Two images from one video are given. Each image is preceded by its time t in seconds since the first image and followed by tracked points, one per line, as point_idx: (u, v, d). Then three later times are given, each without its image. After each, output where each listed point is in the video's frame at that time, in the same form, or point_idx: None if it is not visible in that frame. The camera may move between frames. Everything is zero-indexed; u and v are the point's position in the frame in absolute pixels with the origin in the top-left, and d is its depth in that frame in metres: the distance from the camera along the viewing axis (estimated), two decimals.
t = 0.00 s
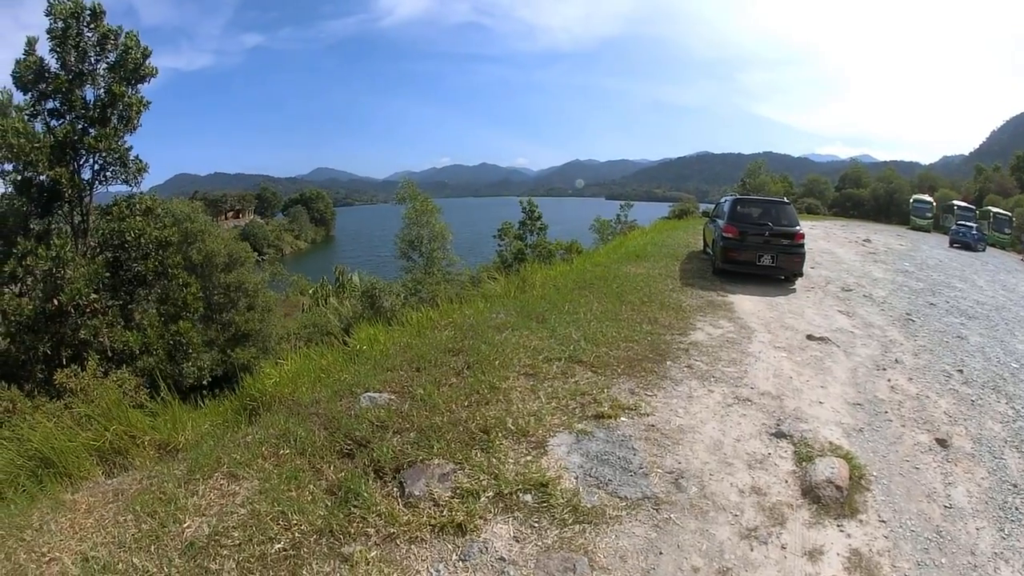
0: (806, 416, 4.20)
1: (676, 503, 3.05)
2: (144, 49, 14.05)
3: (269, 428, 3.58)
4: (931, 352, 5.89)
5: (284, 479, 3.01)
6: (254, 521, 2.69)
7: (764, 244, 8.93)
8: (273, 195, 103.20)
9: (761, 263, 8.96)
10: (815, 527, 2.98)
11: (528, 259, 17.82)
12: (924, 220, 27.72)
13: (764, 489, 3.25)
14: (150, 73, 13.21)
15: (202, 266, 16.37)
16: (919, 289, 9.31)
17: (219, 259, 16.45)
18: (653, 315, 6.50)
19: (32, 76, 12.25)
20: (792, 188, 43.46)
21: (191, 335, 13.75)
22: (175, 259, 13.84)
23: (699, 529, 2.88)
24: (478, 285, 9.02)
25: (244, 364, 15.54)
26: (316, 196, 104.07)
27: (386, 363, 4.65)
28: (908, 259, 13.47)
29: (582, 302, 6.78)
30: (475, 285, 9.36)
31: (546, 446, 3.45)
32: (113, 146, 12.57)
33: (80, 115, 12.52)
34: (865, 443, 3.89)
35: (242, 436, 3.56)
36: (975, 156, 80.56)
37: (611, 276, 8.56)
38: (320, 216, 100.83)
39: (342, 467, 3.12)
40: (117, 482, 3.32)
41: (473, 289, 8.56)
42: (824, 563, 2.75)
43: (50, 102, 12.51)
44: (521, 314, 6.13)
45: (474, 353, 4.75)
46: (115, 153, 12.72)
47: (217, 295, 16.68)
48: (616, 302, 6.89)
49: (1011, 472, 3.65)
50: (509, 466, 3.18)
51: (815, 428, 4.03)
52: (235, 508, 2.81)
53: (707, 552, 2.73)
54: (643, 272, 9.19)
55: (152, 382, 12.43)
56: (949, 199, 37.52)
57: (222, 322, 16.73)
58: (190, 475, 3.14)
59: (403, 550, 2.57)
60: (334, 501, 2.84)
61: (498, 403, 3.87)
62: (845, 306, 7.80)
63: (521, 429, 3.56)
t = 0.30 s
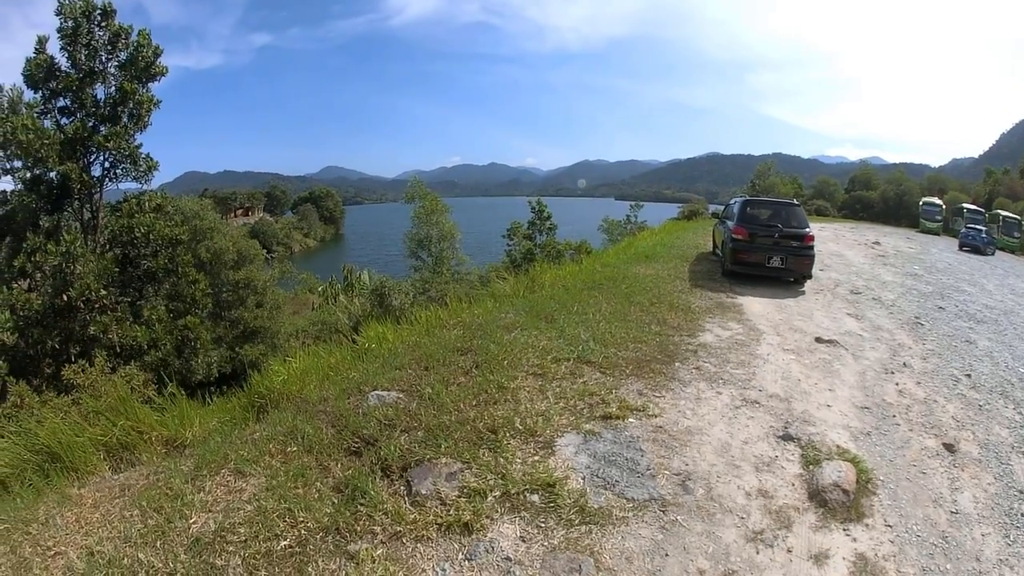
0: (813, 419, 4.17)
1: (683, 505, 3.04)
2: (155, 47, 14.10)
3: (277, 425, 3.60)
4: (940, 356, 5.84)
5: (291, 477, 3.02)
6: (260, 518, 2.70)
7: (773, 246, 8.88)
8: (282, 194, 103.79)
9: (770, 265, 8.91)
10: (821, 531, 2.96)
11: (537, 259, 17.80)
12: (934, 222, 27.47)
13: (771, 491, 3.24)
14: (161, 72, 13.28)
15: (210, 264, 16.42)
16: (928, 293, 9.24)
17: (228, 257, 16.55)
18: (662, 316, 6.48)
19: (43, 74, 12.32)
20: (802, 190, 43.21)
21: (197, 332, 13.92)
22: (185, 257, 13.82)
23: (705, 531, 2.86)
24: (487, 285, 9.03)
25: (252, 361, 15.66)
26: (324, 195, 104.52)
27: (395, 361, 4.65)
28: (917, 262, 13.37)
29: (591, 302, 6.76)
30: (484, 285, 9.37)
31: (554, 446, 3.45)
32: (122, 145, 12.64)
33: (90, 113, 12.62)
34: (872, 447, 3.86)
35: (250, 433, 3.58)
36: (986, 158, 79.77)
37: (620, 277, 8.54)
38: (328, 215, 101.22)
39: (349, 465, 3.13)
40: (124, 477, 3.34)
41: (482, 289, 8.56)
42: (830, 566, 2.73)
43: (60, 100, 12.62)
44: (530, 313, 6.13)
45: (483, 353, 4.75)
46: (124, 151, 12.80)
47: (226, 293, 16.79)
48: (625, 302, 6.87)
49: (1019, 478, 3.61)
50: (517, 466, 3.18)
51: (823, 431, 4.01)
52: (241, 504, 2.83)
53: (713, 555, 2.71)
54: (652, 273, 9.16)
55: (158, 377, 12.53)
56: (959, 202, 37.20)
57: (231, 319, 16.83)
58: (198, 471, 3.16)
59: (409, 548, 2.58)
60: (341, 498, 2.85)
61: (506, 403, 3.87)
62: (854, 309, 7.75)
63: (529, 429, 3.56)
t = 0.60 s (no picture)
0: (822, 423, 4.14)
1: (690, 507, 3.03)
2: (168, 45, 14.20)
3: (286, 421, 3.61)
4: (949, 362, 5.77)
5: (299, 472, 3.03)
6: (268, 513, 2.72)
7: (784, 248, 8.82)
8: (294, 191, 104.41)
9: (781, 267, 8.85)
10: (827, 536, 2.93)
11: (547, 259, 17.82)
12: (945, 227, 27.18)
13: (778, 495, 3.22)
14: (172, 69, 13.37)
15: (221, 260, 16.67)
16: (939, 298, 9.15)
17: (239, 253, 16.68)
18: (673, 317, 6.45)
19: (55, 71, 12.43)
20: (814, 193, 42.87)
21: (208, 328, 13.99)
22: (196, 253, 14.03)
23: (712, 534, 2.85)
24: (498, 284, 9.03)
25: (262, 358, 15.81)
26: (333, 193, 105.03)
27: (405, 359, 4.67)
28: (928, 267, 13.24)
29: (602, 302, 6.75)
30: (494, 284, 9.38)
31: (562, 446, 3.44)
32: (135, 139, 12.71)
33: (102, 110, 12.76)
34: (881, 453, 3.83)
35: (259, 428, 3.60)
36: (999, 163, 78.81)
37: (631, 277, 8.51)
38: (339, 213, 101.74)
39: (358, 462, 3.14)
40: (133, 471, 3.37)
41: (492, 288, 8.58)
42: (836, 573, 2.70)
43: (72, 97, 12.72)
44: (540, 313, 6.13)
45: (493, 351, 4.76)
46: (137, 147, 12.90)
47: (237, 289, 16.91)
48: (635, 303, 6.85)
49: None
50: (525, 465, 3.18)
51: (832, 436, 3.98)
52: (249, 499, 2.84)
53: (719, 558, 2.70)
54: (662, 274, 9.11)
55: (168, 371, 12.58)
56: (972, 206, 36.79)
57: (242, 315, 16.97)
58: (206, 465, 3.18)
59: (415, 546, 2.58)
60: (349, 495, 2.86)
61: (516, 402, 3.87)
62: (865, 313, 7.68)
63: (538, 428, 3.56)
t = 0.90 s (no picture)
0: (832, 424, 4.11)
1: (699, 509, 3.01)
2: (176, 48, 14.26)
3: (296, 421, 3.63)
4: (960, 362, 5.72)
5: (308, 472, 3.05)
6: (276, 513, 2.73)
7: (794, 248, 8.77)
8: (303, 192, 104.98)
9: (791, 267, 8.80)
10: (836, 538, 2.91)
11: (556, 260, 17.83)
12: (955, 226, 26.92)
13: (788, 497, 3.20)
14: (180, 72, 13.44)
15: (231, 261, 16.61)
16: (950, 297, 9.06)
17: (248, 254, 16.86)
18: (683, 318, 6.43)
19: (64, 74, 12.52)
20: (824, 192, 42.59)
21: (220, 329, 13.77)
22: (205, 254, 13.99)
23: (721, 536, 2.83)
24: (508, 285, 9.04)
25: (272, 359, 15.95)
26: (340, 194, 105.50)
27: (415, 360, 4.68)
28: (938, 266, 13.12)
29: (612, 303, 6.73)
30: (504, 285, 9.38)
31: (571, 447, 3.43)
32: (144, 142, 12.81)
33: (112, 113, 12.86)
34: (891, 454, 3.79)
35: (269, 429, 3.61)
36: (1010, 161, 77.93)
37: (641, 278, 8.49)
38: (347, 214, 102.15)
39: (367, 463, 3.15)
40: (142, 470, 3.40)
41: (502, 289, 8.59)
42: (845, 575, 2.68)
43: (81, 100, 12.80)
44: (550, 314, 6.12)
45: (503, 352, 4.76)
46: (146, 149, 12.99)
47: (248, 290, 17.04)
48: (645, 304, 6.83)
49: None
50: (534, 466, 3.18)
51: (841, 437, 3.95)
52: (258, 499, 2.85)
53: (727, 560, 2.69)
54: (672, 275, 9.08)
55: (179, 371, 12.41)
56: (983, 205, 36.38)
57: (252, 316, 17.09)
58: (215, 465, 3.20)
59: (423, 547, 2.58)
60: (357, 495, 2.87)
61: (525, 403, 3.87)
62: (875, 314, 7.62)
63: (547, 429, 3.55)
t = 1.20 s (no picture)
0: (842, 425, 4.07)
1: (709, 511, 2.99)
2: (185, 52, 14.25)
3: (306, 423, 3.64)
4: (971, 362, 5.66)
5: (318, 474, 3.05)
6: (285, 514, 2.74)
7: (804, 248, 8.72)
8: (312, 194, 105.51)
9: (802, 268, 8.74)
10: (845, 541, 2.88)
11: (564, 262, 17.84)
12: (965, 224, 26.66)
13: (797, 499, 3.17)
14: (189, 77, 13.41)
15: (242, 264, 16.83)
16: (960, 296, 8.97)
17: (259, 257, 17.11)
18: (693, 319, 6.40)
19: (74, 79, 12.58)
20: (833, 192, 42.28)
21: (231, 332, 14.06)
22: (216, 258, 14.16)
23: (730, 538, 2.81)
24: (518, 287, 9.04)
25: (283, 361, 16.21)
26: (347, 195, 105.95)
27: (425, 362, 4.68)
28: (948, 265, 13.00)
29: (623, 305, 6.70)
30: (514, 287, 9.38)
31: (581, 449, 3.43)
32: (154, 148, 12.68)
33: (121, 117, 12.85)
34: (901, 456, 3.76)
35: (279, 430, 3.62)
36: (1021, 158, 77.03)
37: (651, 279, 8.46)
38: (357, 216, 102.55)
39: (377, 464, 3.15)
40: (152, 470, 3.42)
41: (512, 291, 8.58)
42: None
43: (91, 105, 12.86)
44: (561, 316, 6.12)
45: (514, 355, 4.75)
46: (156, 154, 12.83)
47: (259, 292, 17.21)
48: (655, 305, 6.81)
49: None
50: (544, 468, 3.17)
51: (852, 438, 3.92)
52: (267, 500, 2.87)
53: (737, 562, 2.67)
54: (682, 276, 9.04)
55: (190, 374, 12.79)
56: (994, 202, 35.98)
57: (263, 318, 17.23)
58: (225, 466, 3.21)
59: (432, 548, 2.58)
60: (367, 497, 2.87)
61: (535, 405, 3.86)
62: (885, 314, 7.55)
63: (557, 431, 3.54)
